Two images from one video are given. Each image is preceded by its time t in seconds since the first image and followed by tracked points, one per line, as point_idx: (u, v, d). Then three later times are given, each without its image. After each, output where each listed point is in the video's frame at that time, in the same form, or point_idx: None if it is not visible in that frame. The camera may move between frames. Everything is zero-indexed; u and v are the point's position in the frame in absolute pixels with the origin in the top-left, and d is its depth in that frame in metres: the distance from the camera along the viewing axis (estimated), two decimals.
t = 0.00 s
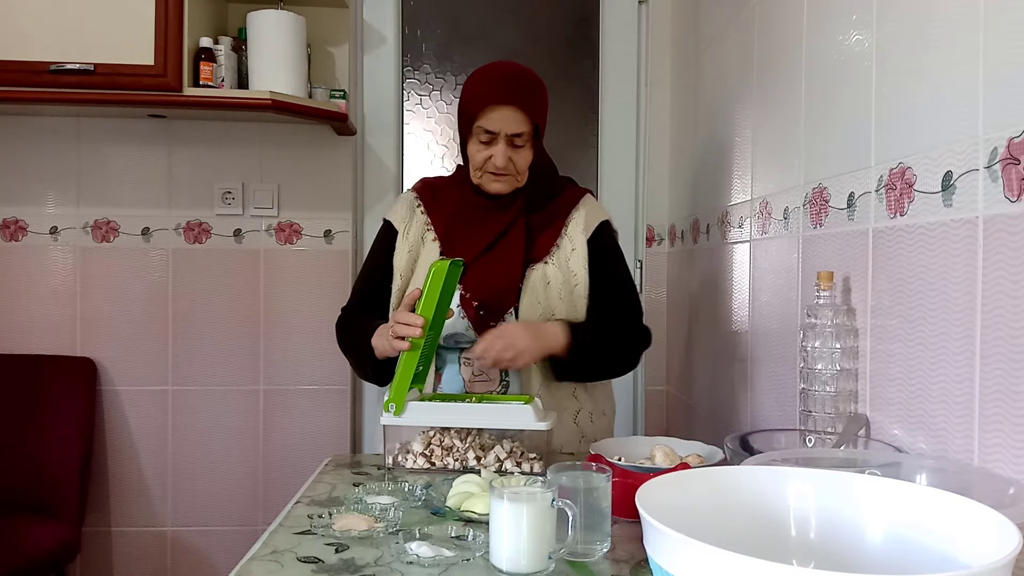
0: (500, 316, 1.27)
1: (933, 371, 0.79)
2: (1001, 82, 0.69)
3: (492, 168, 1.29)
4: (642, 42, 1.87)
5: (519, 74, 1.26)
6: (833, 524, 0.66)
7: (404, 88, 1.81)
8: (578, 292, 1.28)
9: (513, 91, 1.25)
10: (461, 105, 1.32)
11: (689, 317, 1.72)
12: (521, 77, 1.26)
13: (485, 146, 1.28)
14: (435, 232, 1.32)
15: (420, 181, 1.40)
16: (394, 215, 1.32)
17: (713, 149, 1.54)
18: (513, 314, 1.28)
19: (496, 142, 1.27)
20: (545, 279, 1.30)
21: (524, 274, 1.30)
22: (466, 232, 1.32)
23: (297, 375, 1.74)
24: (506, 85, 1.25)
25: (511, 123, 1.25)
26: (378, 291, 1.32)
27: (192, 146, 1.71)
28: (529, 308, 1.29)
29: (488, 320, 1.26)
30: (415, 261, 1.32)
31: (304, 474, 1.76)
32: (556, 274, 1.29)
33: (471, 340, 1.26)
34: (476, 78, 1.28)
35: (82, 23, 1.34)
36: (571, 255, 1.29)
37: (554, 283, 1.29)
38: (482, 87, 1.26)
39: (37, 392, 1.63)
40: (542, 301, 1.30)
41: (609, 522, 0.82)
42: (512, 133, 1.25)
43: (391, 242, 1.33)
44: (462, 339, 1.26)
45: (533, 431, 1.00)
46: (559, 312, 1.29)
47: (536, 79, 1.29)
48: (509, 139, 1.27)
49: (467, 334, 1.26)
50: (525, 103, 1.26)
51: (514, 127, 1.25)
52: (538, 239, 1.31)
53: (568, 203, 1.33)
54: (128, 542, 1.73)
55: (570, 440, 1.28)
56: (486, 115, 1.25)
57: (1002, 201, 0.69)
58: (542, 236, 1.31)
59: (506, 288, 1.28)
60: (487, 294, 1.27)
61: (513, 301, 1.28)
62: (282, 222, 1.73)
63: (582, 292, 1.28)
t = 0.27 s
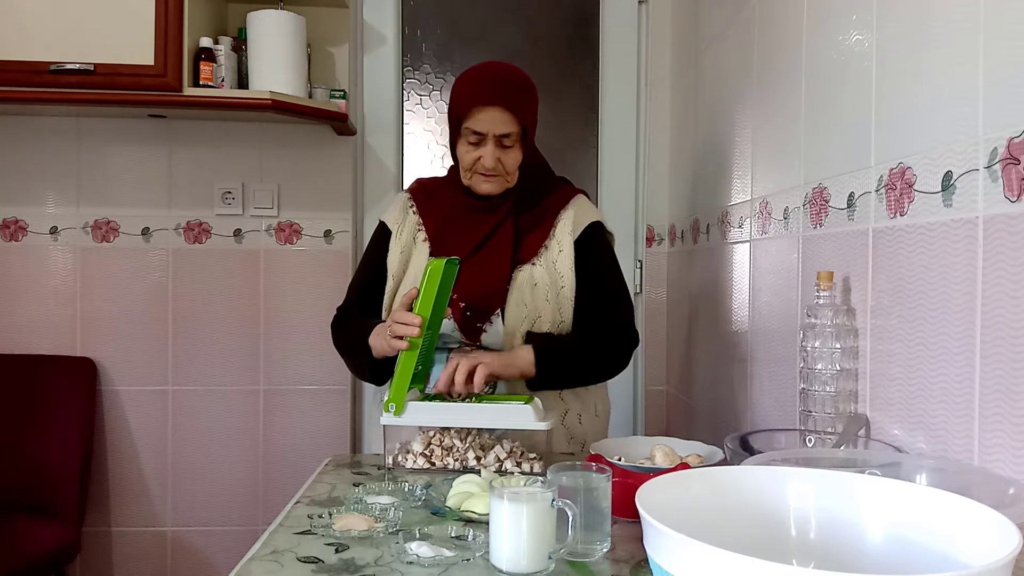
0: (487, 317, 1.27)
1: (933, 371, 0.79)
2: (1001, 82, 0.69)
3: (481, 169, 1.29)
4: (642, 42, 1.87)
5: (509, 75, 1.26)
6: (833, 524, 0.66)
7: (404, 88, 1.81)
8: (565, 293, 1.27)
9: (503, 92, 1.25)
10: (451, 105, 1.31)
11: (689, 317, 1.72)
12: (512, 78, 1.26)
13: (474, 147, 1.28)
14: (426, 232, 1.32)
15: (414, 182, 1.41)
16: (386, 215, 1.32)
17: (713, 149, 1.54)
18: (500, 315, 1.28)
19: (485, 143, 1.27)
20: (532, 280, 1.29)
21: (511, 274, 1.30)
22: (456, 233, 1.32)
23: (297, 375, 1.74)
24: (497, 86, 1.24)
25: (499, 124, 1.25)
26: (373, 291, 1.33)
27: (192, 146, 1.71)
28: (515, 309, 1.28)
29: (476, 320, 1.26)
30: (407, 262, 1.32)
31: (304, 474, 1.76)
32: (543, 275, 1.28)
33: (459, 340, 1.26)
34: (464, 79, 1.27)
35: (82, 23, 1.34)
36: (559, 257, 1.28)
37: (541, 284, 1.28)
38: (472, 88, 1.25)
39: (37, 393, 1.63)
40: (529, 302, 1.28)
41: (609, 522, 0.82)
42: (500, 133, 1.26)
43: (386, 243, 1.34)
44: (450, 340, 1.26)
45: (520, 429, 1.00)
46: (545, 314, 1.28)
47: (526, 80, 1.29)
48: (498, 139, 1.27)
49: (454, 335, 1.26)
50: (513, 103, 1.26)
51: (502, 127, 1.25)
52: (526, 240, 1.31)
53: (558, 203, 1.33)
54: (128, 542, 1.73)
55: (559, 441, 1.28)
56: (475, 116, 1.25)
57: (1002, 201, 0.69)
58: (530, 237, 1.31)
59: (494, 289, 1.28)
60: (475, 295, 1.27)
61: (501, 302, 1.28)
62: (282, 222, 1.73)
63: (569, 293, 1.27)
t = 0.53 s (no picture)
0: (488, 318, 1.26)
1: (933, 371, 0.78)
2: (1001, 82, 0.69)
3: (481, 170, 1.28)
4: (642, 42, 1.87)
5: (508, 75, 1.26)
6: (833, 524, 0.66)
7: (404, 88, 1.81)
8: (567, 293, 1.28)
9: (502, 93, 1.24)
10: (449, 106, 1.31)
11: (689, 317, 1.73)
12: (510, 78, 1.26)
13: (474, 148, 1.27)
14: (425, 232, 1.32)
15: (412, 182, 1.40)
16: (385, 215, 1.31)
17: (713, 149, 1.54)
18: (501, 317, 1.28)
19: (484, 143, 1.26)
20: (534, 281, 1.30)
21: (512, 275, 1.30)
22: (456, 233, 1.32)
23: (297, 375, 1.74)
24: (496, 86, 1.24)
25: (498, 124, 1.24)
26: (372, 290, 1.34)
27: (192, 146, 1.71)
28: (517, 311, 1.29)
29: (477, 322, 1.25)
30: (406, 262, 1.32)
31: (304, 473, 1.76)
32: (544, 276, 1.30)
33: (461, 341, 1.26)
34: (462, 79, 1.27)
35: (82, 23, 1.34)
36: (560, 257, 1.30)
37: (543, 285, 1.29)
38: (471, 88, 1.25)
39: (37, 392, 1.63)
40: (530, 302, 1.29)
41: (609, 522, 0.82)
42: (500, 133, 1.25)
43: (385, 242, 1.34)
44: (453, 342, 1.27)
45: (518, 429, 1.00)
46: (547, 314, 1.29)
47: (525, 81, 1.28)
48: (497, 140, 1.26)
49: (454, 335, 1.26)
50: (512, 103, 1.25)
51: (501, 127, 1.24)
52: (526, 241, 1.32)
53: (558, 203, 1.33)
54: (128, 542, 1.73)
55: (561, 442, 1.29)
56: (474, 117, 1.24)
57: (1002, 201, 0.69)
58: (531, 237, 1.32)
59: (495, 290, 1.27)
60: (476, 296, 1.26)
61: (502, 303, 1.28)
62: (282, 222, 1.73)
63: (570, 293, 1.28)
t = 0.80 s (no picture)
0: (508, 317, 1.27)
1: (933, 371, 0.79)
2: (1001, 82, 0.69)
3: (499, 169, 1.28)
4: (642, 42, 1.87)
5: (522, 75, 1.26)
6: (833, 524, 0.66)
7: (404, 88, 1.81)
8: (584, 292, 1.29)
9: (518, 92, 1.25)
10: (461, 106, 1.31)
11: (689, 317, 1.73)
12: (524, 78, 1.26)
13: (492, 147, 1.28)
14: (438, 231, 1.31)
15: (418, 181, 1.38)
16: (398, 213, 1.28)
17: (713, 149, 1.54)
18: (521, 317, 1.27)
19: (503, 142, 1.26)
20: (550, 281, 1.29)
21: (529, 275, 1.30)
22: (470, 231, 1.31)
23: (297, 375, 1.74)
24: (514, 86, 1.25)
25: (518, 123, 1.25)
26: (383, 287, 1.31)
27: (192, 146, 1.71)
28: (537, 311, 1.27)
29: (496, 321, 1.27)
30: (419, 260, 1.30)
31: (304, 473, 1.76)
32: (561, 275, 1.29)
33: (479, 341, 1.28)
34: (477, 79, 1.27)
35: (82, 23, 1.34)
36: (576, 256, 1.30)
37: (560, 285, 1.29)
38: (486, 88, 1.25)
39: (37, 392, 1.63)
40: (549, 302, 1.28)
41: (609, 522, 0.82)
42: (519, 133, 1.25)
43: (395, 240, 1.30)
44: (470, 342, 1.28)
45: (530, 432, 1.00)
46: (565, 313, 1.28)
47: (535, 79, 1.28)
48: (515, 139, 1.27)
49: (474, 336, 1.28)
50: (529, 102, 1.26)
51: (521, 126, 1.25)
52: (541, 240, 1.31)
53: (571, 203, 1.33)
54: (128, 542, 1.73)
55: (572, 442, 1.28)
56: (493, 116, 1.25)
57: (1001, 201, 0.69)
58: (546, 236, 1.31)
59: (511, 289, 1.28)
60: (495, 294, 1.28)
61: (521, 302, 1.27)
62: (282, 222, 1.73)
63: (588, 292, 1.29)
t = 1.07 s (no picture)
0: (521, 314, 1.26)
1: (933, 371, 0.79)
2: (1001, 82, 0.69)
3: (519, 169, 1.28)
4: (642, 42, 1.87)
5: (541, 74, 1.26)
6: (833, 524, 0.66)
7: (404, 88, 1.81)
8: (597, 292, 1.30)
9: (539, 91, 1.25)
10: (477, 104, 1.31)
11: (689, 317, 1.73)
12: (543, 77, 1.26)
13: (513, 147, 1.28)
14: (448, 225, 1.30)
15: (428, 175, 1.38)
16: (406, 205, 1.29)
17: (713, 149, 1.54)
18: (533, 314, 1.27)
19: (524, 142, 1.27)
20: (564, 279, 1.28)
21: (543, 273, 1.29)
22: (483, 227, 1.30)
23: (297, 375, 1.74)
24: (536, 85, 1.25)
25: (541, 123, 1.25)
26: (391, 280, 1.31)
27: (193, 146, 1.71)
28: (550, 308, 1.26)
29: (510, 318, 1.26)
30: (428, 254, 1.30)
31: (304, 474, 1.76)
32: (574, 274, 1.29)
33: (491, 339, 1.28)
34: (496, 77, 1.27)
35: (82, 23, 1.34)
36: (589, 255, 1.30)
37: (573, 284, 1.28)
38: (504, 86, 1.25)
39: (37, 393, 1.63)
40: (563, 300, 1.27)
41: (609, 522, 0.82)
42: (541, 132, 1.26)
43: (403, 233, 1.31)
44: (479, 339, 1.29)
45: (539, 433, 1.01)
46: (578, 311, 1.28)
47: (552, 78, 1.28)
48: (537, 139, 1.27)
49: (485, 333, 1.28)
50: (551, 101, 1.26)
51: (543, 126, 1.25)
52: (555, 236, 1.30)
53: (585, 199, 1.34)
54: (128, 542, 1.73)
55: (582, 442, 1.29)
56: (517, 115, 1.25)
57: (1001, 201, 0.69)
58: (558, 234, 1.31)
59: (524, 285, 1.27)
60: (508, 291, 1.26)
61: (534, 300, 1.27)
62: (282, 222, 1.73)
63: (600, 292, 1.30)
